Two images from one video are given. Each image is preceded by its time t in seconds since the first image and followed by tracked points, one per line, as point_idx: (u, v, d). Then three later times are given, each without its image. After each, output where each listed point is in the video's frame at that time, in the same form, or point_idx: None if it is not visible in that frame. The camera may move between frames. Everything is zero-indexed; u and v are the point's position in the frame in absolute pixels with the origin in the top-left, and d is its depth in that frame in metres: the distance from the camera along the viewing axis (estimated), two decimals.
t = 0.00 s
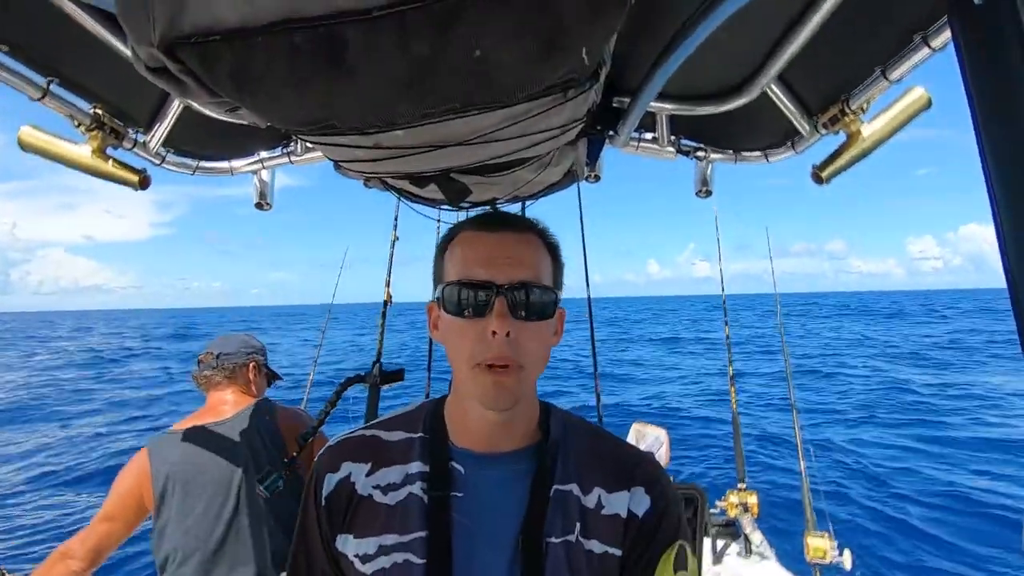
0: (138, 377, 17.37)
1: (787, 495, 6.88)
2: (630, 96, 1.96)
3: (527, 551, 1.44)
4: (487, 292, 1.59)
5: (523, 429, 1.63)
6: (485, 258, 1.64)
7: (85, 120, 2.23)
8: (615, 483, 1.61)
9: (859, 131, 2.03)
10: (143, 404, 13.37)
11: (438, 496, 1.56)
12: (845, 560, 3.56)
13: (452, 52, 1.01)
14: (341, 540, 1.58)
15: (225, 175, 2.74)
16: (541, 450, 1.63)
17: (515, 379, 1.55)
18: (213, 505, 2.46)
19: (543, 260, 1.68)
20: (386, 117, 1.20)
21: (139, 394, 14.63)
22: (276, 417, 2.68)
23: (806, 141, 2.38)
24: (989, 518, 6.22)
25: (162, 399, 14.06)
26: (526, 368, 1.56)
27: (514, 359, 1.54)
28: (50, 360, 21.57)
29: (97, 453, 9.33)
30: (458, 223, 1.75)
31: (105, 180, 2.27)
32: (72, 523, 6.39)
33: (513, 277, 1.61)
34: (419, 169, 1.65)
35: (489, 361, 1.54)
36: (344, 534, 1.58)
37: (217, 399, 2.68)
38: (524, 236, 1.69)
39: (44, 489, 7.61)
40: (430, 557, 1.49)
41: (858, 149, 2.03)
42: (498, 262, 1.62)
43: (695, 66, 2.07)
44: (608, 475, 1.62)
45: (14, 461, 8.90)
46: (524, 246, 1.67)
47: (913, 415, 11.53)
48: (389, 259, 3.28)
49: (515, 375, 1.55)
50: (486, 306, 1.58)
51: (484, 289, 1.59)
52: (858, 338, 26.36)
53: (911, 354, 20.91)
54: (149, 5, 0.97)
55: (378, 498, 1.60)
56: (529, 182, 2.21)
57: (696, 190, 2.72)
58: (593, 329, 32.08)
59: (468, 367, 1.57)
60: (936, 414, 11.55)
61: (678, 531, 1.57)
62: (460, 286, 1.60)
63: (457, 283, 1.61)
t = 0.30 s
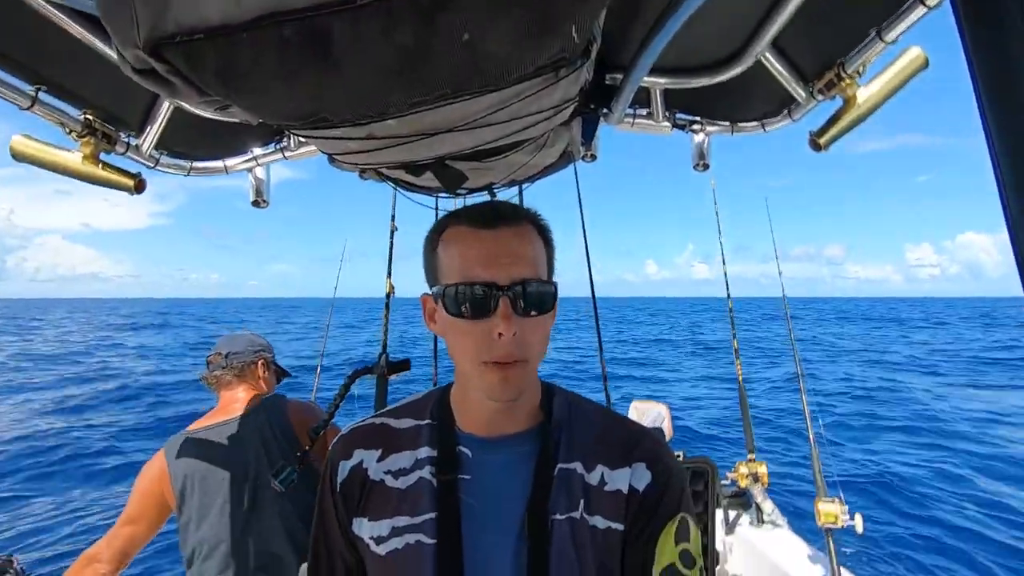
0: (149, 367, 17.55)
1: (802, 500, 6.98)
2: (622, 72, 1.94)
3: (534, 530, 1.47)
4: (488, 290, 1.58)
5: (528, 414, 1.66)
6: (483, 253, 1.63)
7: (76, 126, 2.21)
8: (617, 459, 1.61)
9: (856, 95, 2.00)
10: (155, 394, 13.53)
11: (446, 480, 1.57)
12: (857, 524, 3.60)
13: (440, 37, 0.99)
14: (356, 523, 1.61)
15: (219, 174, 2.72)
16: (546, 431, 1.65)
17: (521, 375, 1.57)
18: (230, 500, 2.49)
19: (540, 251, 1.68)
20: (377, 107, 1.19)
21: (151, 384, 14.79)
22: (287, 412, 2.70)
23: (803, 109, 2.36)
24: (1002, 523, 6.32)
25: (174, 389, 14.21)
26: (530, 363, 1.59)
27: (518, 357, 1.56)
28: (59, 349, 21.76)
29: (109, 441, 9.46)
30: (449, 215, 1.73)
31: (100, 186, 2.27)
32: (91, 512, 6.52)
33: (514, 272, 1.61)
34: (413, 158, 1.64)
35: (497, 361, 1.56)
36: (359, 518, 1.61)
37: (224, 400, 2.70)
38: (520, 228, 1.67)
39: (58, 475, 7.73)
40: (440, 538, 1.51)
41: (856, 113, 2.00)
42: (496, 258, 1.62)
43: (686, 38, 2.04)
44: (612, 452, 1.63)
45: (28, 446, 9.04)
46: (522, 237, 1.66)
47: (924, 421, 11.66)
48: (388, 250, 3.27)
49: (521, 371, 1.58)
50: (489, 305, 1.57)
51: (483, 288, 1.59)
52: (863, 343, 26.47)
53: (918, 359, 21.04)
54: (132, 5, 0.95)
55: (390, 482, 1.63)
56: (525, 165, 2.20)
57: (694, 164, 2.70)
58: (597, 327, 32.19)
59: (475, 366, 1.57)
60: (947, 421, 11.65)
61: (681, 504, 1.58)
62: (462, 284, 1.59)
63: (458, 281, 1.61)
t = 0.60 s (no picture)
0: (152, 360, 17.67)
1: (806, 513, 7.02)
2: (626, 55, 1.91)
3: (529, 512, 1.49)
4: (475, 266, 1.59)
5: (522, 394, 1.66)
6: (472, 231, 1.63)
7: (76, 109, 2.20)
8: (612, 441, 1.61)
9: (863, 80, 1.98)
10: (158, 388, 13.60)
11: (443, 463, 1.59)
12: (856, 509, 3.63)
13: (441, 20, 0.98)
14: (356, 505, 1.63)
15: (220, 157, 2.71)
16: (542, 414, 1.65)
17: (511, 347, 1.57)
18: (235, 482, 2.53)
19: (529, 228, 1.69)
20: (379, 90, 1.18)
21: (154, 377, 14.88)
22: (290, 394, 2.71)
23: (808, 94, 2.33)
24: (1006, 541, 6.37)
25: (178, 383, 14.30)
26: (521, 335, 1.58)
27: (507, 329, 1.56)
28: (62, 339, 21.86)
29: (114, 434, 9.53)
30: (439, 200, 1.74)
31: (102, 170, 2.26)
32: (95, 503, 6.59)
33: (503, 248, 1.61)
34: (414, 142, 1.63)
35: (484, 333, 1.55)
36: (359, 499, 1.64)
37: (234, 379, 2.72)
38: (509, 210, 1.68)
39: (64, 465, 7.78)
40: (437, 519, 1.53)
41: (862, 99, 1.98)
42: (484, 237, 1.62)
43: (691, 22, 2.01)
44: (606, 434, 1.63)
45: (34, 436, 9.11)
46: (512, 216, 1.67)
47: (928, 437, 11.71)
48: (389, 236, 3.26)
49: (509, 344, 1.57)
50: (477, 280, 1.58)
51: (471, 266, 1.59)
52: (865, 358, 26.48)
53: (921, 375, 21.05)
54: None
55: (388, 465, 1.64)
56: (527, 150, 2.18)
57: (697, 149, 2.68)
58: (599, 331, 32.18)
59: (462, 340, 1.58)
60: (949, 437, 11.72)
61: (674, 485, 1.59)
62: (451, 262, 1.59)
63: (447, 261, 1.61)
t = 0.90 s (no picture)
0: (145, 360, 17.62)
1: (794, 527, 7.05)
2: (638, 54, 1.91)
3: (519, 505, 1.49)
4: (442, 251, 1.60)
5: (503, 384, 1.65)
6: (454, 219, 1.65)
7: (83, 82, 2.19)
8: (604, 438, 1.62)
9: (873, 91, 1.98)
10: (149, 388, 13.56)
11: (435, 452, 1.60)
12: (840, 519, 3.65)
13: (453, 9, 0.97)
14: (346, 492, 1.64)
15: (226, 137, 2.70)
16: (535, 408, 1.66)
17: (473, 333, 1.55)
18: (226, 460, 2.53)
19: (507, 219, 1.67)
20: (388, 77, 1.18)
21: (146, 378, 14.83)
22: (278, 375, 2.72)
23: (817, 102, 2.33)
24: (996, 562, 6.40)
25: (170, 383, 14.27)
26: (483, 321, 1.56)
27: (467, 315, 1.55)
28: (57, 337, 21.80)
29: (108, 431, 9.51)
30: (432, 186, 1.77)
31: (105, 143, 2.25)
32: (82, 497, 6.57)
33: (473, 236, 1.62)
34: (420, 131, 1.63)
35: (445, 316, 1.56)
36: (349, 486, 1.64)
37: (226, 357, 2.71)
38: (498, 202, 1.69)
39: (56, 459, 7.76)
40: (427, 507, 1.54)
41: (871, 109, 1.97)
42: (461, 224, 1.64)
43: (701, 25, 2.02)
44: (599, 432, 1.63)
45: (28, 431, 9.09)
46: (497, 208, 1.67)
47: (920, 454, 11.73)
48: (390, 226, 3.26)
49: (470, 330, 1.55)
50: (443, 264, 1.59)
51: (438, 251, 1.61)
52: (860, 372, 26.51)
53: (915, 391, 21.12)
54: None
55: (381, 453, 1.65)
56: (533, 144, 2.17)
57: (703, 153, 2.68)
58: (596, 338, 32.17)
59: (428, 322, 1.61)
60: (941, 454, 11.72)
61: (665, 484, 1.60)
62: (422, 248, 1.62)
63: (421, 247, 1.63)
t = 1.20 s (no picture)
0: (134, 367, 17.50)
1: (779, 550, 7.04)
2: (647, 68, 1.92)
3: (508, 513, 1.49)
4: (413, 252, 1.64)
5: (488, 389, 1.65)
6: (440, 221, 1.68)
7: (91, 61, 2.19)
8: (598, 450, 1.62)
9: (879, 118, 1.99)
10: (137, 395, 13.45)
11: (427, 452, 1.59)
12: (822, 543, 3.65)
13: (467, 12, 0.98)
14: (336, 486, 1.63)
15: (231, 125, 2.70)
16: (529, 415, 1.65)
17: (433, 333, 1.57)
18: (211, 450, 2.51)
19: (486, 222, 1.67)
20: (397, 75, 1.18)
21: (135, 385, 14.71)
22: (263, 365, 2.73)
23: (822, 126, 2.34)
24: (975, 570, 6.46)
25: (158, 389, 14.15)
26: (444, 322, 1.57)
27: (430, 315, 1.57)
28: (43, 344, 21.48)
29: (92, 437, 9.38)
30: (428, 187, 1.79)
31: (109, 124, 2.25)
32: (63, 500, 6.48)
33: (447, 239, 1.64)
34: (429, 131, 1.63)
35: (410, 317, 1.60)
36: (338, 481, 1.63)
37: (209, 345, 2.66)
38: (488, 206, 1.70)
39: (34, 470, 7.63)
40: (416, 506, 1.54)
41: (875, 136, 1.99)
42: (440, 225, 1.67)
43: (712, 42, 2.02)
44: (593, 443, 1.63)
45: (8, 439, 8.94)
46: (488, 212, 1.69)
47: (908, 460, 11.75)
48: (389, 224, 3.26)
49: (431, 330, 1.57)
50: (413, 264, 1.63)
51: (411, 254, 1.65)
52: (853, 378, 26.57)
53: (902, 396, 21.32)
54: None
55: (373, 449, 1.64)
56: (539, 151, 2.18)
57: (706, 170, 2.70)
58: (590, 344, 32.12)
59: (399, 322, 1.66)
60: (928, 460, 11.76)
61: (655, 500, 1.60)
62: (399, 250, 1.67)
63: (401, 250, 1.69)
